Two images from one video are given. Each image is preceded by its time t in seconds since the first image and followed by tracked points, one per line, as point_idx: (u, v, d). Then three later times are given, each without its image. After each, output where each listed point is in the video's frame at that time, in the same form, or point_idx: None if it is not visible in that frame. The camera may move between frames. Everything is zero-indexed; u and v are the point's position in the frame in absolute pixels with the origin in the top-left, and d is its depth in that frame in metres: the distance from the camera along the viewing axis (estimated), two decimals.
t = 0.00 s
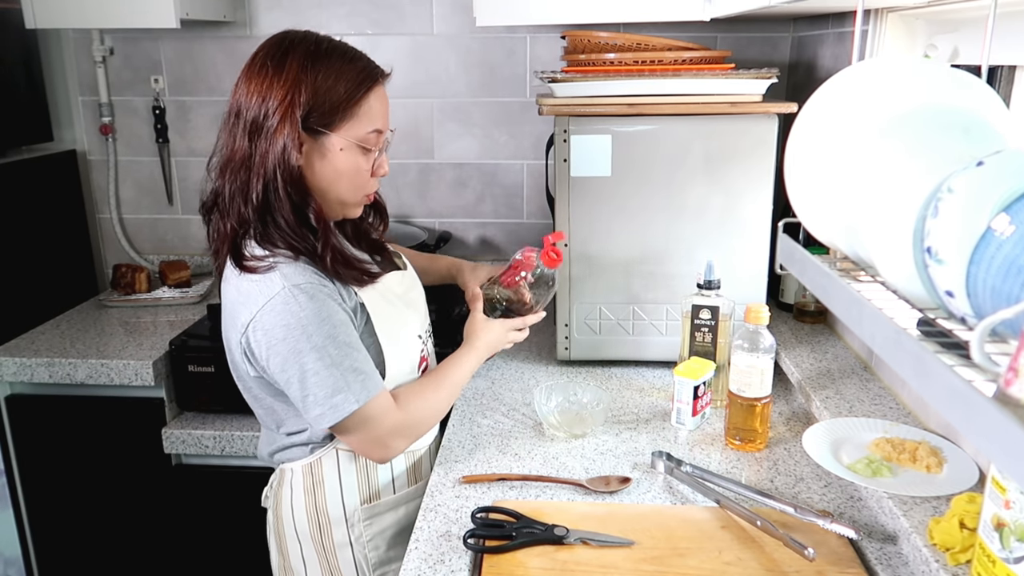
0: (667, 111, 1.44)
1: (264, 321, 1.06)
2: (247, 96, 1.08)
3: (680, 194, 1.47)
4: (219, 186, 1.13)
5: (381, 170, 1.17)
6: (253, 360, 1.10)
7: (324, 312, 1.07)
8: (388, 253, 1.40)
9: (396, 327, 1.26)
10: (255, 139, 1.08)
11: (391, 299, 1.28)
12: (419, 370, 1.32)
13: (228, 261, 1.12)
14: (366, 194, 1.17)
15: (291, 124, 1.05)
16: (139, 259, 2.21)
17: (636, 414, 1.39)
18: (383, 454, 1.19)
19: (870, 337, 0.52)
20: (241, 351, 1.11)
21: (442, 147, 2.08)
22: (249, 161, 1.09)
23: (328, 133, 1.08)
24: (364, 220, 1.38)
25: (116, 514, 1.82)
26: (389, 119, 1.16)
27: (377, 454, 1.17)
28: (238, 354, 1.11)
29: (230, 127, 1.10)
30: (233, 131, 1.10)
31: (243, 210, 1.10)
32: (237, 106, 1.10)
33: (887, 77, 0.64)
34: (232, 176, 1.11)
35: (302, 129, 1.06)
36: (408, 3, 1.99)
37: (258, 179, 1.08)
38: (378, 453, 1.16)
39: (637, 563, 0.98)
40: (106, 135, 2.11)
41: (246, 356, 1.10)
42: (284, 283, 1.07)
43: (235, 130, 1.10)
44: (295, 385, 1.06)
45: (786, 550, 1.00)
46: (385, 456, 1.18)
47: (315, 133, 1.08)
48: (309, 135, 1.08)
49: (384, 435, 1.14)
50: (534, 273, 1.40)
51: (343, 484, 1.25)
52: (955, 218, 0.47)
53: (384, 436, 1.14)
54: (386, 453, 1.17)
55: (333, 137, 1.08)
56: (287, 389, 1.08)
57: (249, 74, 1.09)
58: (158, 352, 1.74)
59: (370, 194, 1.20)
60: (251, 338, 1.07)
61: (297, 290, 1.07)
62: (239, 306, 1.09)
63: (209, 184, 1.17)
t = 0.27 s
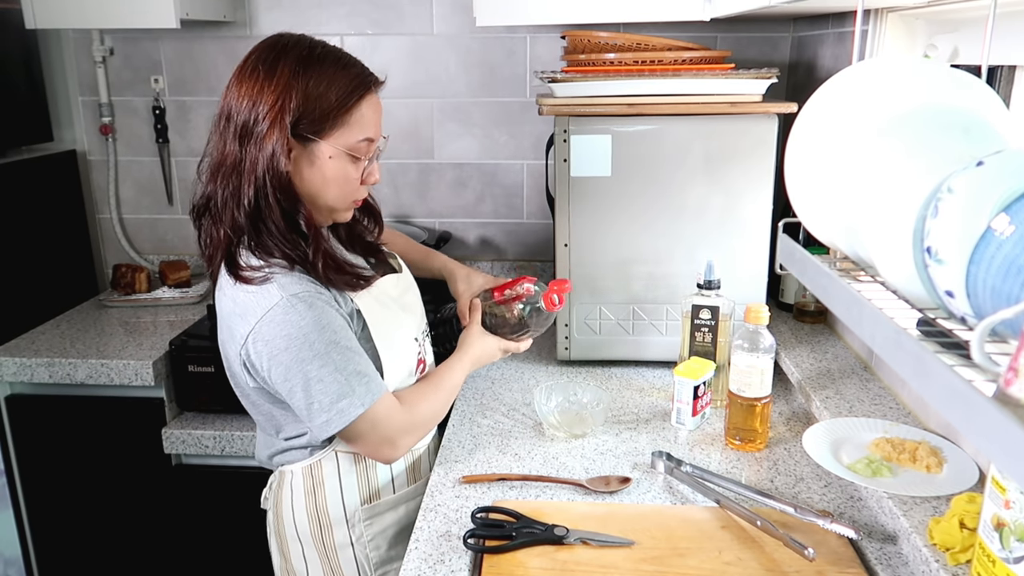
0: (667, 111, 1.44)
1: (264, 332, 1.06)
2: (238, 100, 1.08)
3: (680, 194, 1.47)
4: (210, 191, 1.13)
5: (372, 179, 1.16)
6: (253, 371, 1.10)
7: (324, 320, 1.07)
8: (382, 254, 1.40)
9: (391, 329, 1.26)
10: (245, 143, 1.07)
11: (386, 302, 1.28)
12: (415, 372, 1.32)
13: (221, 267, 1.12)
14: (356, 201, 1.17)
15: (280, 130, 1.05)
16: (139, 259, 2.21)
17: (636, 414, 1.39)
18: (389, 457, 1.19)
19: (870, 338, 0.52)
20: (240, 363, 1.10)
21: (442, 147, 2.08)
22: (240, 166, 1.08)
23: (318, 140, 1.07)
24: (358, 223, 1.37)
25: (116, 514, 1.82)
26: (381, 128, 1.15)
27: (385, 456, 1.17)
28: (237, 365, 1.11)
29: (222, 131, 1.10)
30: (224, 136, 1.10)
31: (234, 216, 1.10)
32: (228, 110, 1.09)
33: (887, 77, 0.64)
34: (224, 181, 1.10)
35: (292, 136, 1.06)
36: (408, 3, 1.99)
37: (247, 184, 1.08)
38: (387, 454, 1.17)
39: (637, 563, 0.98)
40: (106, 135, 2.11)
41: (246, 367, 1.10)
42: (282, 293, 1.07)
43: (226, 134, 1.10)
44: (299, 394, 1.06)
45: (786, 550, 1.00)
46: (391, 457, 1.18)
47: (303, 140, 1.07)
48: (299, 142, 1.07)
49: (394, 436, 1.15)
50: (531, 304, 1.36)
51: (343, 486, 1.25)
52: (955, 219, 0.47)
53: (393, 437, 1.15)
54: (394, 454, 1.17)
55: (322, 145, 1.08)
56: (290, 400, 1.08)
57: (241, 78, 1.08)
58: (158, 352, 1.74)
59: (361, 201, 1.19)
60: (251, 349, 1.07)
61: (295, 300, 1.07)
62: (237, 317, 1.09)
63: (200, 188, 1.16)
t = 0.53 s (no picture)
0: (668, 111, 1.44)
1: (244, 334, 1.06)
2: (221, 103, 1.09)
3: (680, 194, 1.47)
4: (195, 193, 1.13)
5: (358, 180, 1.15)
6: (236, 373, 1.10)
7: (304, 322, 1.07)
8: (375, 255, 1.40)
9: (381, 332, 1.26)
10: (227, 147, 1.08)
11: (376, 305, 1.28)
12: (406, 376, 1.32)
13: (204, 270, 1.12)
14: (343, 203, 1.16)
15: (260, 133, 1.05)
16: (139, 259, 2.21)
17: (636, 414, 1.39)
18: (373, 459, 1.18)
19: (870, 338, 0.52)
20: (223, 364, 1.11)
21: (442, 147, 2.08)
22: (223, 169, 1.09)
23: (298, 143, 1.07)
24: (351, 224, 1.37)
25: (116, 514, 1.82)
26: (367, 129, 1.14)
27: (369, 456, 1.17)
28: (221, 366, 1.11)
29: (207, 134, 1.11)
30: (208, 138, 1.10)
31: (217, 218, 1.11)
32: (212, 113, 1.10)
33: (887, 77, 0.64)
34: (208, 184, 1.11)
35: (272, 138, 1.06)
36: (408, 3, 1.99)
37: (230, 187, 1.08)
38: (370, 455, 1.17)
39: (637, 563, 0.98)
40: (106, 135, 2.11)
41: (230, 368, 1.10)
42: (260, 297, 1.07)
43: (211, 137, 1.10)
44: (279, 396, 1.06)
45: (786, 550, 1.00)
46: (376, 460, 1.18)
47: (284, 143, 1.07)
48: (280, 144, 1.07)
49: (377, 436, 1.14)
50: (529, 342, 1.24)
51: (333, 488, 1.25)
52: (955, 219, 0.47)
53: (377, 437, 1.15)
54: (379, 455, 1.17)
55: (303, 148, 1.07)
56: (271, 401, 1.08)
57: (224, 80, 1.09)
58: (158, 352, 1.74)
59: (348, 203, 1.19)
60: (232, 351, 1.07)
61: (274, 303, 1.06)
62: (220, 321, 1.09)
63: (189, 190, 1.17)
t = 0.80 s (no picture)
0: (668, 111, 1.44)
1: (243, 334, 1.06)
2: (220, 103, 1.09)
3: (680, 194, 1.47)
4: (195, 193, 1.13)
5: (358, 181, 1.15)
6: (235, 372, 1.10)
7: (303, 322, 1.07)
8: (376, 254, 1.40)
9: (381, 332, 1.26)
10: (226, 147, 1.08)
11: (376, 305, 1.28)
12: (406, 376, 1.32)
13: (202, 270, 1.12)
14: (342, 204, 1.16)
15: (258, 133, 1.05)
16: (140, 259, 2.21)
17: (635, 414, 1.39)
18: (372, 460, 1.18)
19: (870, 338, 0.52)
20: (222, 364, 1.11)
21: (442, 147, 2.08)
22: (223, 169, 1.09)
23: (296, 144, 1.07)
24: (352, 224, 1.37)
25: (116, 514, 1.82)
26: (367, 129, 1.14)
27: (368, 457, 1.17)
28: (220, 366, 1.11)
29: (206, 134, 1.11)
30: (208, 138, 1.11)
31: (217, 218, 1.11)
32: (211, 113, 1.10)
33: (887, 77, 0.64)
34: (208, 185, 1.11)
35: (270, 138, 1.06)
36: (408, 3, 1.99)
37: (229, 188, 1.08)
38: (369, 456, 1.17)
39: (637, 563, 0.98)
40: (106, 135, 2.11)
41: (229, 368, 1.10)
42: (259, 296, 1.07)
43: (210, 137, 1.10)
44: (278, 396, 1.07)
45: (786, 550, 1.00)
46: (375, 460, 1.18)
47: (282, 144, 1.07)
48: (278, 145, 1.07)
49: (376, 437, 1.15)
50: (532, 345, 1.25)
51: (332, 488, 1.25)
52: (955, 219, 0.47)
53: (377, 438, 1.15)
54: (377, 455, 1.17)
55: (300, 148, 1.07)
56: (270, 401, 1.08)
57: (224, 80, 1.09)
58: (158, 352, 1.74)
59: (348, 203, 1.19)
60: (232, 351, 1.07)
61: (273, 303, 1.06)
62: (219, 321, 1.09)
63: (189, 190, 1.17)
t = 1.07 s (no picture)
0: (668, 111, 1.44)
1: (243, 333, 1.06)
2: (220, 103, 1.09)
3: (680, 194, 1.47)
4: (196, 192, 1.13)
5: (358, 182, 1.15)
6: (235, 371, 1.10)
7: (303, 321, 1.07)
8: (377, 254, 1.40)
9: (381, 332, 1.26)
10: (226, 147, 1.08)
11: (377, 305, 1.28)
12: (406, 376, 1.32)
13: (203, 270, 1.12)
14: (343, 204, 1.16)
15: (258, 133, 1.05)
16: (140, 259, 2.21)
17: (635, 414, 1.39)
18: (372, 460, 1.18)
19: (870, 338, 0.52)
20: (222, 363, 1.11)
21: (442, 147, 2.08)
22: (223, 168, 1.09)
23: (296, 144, 1.07)
24: (353, 225, 1.37)
25: (116, 514, 1.82)
26: (367, 129, 1.14)
27: (367, 456, 1.17)
28: (221, 365, 1.11)
29: (207, 134, 1.11)
30: (209, 138, 1.11)
31: (217, 218, 1.11)
32: (212, 113, 1.10)
33: (887, 77, 0.64)
34: (208, 184, 1.11)
35: (270, 138, 1.06)
36: (408, 3, 1.99)
37: (229, 187, 1.09)
38: (369, 455, 1.17)
39: (637, 563, 0.98)
40: (106, 135, 2.11)
41: (229, 367, 1.10)
42: (259, 296, 1.07)
43: (211, 137, 1.10)
44: (278, 395, 1.06)
45: (786, 550, 1.00)
46: (375, 460, 1.18)
47: (282, 144, 1.07)
48: (278, 144, 1.07)
49: (376, 436, 1.15)
50: (533, 347, 1.24)
51: (332, 488, 1.25)
52: (955, 219, 0.47)
53: (376, 437, 1.15)
54: (377, 455, 1.17)
55: (300, 148, 1.07)
56: (270, 400, 1.08)
57: (224, 80, 1.09)
58: (158, 352, 1.74)
59: (349, 203, 1.19)
60: (232, 350, 1.07)
61: (274, 302, 1.06)
62: (219, 320, 1.10)
63: (190, 190, 1.17)
